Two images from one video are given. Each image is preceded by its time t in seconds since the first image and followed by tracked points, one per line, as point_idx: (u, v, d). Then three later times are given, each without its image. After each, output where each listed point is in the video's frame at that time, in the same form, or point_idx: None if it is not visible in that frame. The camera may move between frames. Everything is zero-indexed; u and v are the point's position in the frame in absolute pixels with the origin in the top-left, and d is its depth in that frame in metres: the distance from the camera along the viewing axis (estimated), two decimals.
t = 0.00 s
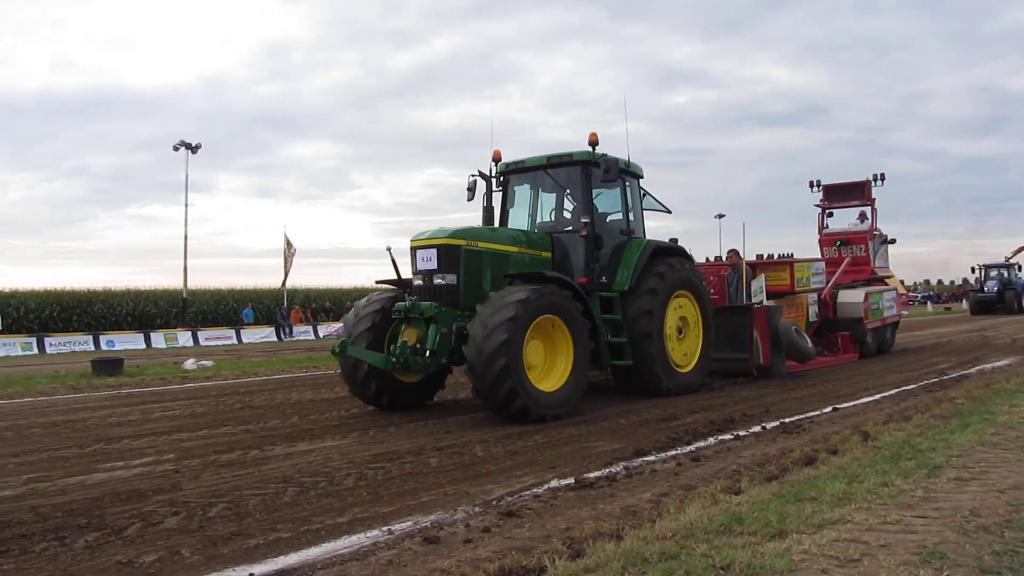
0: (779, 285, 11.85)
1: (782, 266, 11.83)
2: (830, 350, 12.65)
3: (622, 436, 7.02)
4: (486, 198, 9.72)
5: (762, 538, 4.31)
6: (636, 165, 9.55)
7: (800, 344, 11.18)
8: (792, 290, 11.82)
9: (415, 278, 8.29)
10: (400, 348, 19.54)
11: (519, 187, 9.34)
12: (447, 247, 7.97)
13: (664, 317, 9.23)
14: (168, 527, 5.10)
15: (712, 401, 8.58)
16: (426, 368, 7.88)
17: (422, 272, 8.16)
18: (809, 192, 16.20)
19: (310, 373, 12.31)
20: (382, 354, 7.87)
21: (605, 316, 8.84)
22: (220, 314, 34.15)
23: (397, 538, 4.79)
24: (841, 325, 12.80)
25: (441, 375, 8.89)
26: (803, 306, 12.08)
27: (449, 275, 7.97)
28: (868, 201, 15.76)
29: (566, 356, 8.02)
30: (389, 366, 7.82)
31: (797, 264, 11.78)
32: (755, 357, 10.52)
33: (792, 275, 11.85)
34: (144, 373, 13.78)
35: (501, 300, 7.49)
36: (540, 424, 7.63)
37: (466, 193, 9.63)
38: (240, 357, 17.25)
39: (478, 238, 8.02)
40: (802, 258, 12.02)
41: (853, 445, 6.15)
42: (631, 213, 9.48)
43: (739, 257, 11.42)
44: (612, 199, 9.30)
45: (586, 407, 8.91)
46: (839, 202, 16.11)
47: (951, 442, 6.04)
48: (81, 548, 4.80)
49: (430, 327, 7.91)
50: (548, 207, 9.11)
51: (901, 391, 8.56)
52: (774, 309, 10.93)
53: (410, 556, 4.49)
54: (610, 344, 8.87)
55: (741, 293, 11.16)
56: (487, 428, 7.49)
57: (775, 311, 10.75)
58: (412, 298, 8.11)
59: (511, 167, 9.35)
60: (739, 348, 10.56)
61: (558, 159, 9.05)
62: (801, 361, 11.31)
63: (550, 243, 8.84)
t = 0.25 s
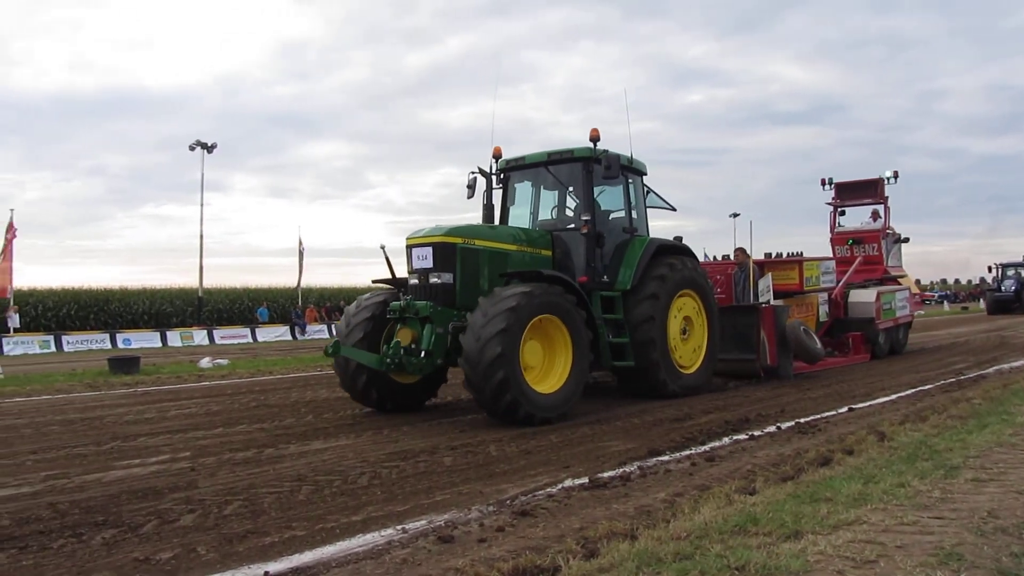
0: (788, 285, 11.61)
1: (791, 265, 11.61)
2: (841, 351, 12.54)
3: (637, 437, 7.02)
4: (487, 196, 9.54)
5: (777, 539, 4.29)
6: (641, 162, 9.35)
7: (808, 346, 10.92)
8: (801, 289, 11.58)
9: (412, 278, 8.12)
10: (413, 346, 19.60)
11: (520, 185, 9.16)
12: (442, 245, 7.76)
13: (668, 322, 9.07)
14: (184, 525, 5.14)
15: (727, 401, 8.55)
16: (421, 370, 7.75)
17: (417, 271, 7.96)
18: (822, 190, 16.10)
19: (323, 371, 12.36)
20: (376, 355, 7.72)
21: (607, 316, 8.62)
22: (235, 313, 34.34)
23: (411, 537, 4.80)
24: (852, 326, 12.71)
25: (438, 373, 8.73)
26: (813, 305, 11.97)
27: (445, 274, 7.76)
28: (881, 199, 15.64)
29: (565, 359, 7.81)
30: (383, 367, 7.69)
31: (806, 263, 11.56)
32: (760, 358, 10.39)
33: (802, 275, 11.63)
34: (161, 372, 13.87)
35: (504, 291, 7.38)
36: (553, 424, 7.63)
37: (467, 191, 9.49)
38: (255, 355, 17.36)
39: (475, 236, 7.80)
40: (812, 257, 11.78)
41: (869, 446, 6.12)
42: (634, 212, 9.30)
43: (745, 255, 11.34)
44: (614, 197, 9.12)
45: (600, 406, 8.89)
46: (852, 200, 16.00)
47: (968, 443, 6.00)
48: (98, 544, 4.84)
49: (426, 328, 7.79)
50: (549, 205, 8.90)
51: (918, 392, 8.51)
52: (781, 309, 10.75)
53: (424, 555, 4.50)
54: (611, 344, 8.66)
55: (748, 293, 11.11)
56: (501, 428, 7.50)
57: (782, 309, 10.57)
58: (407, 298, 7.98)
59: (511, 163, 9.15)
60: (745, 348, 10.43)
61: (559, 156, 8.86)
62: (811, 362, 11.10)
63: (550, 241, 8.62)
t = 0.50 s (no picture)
0: (796, 284, 11.60)
1: (799, 263, 11.57)
2: (851, 352, 12.42)
3: (651, 437, 7.01)
4: (487, 194, 9.42)
5: (793, 540, 4.27)
6: (642, 159, 9.19)
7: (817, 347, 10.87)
8: (810, 288, 11.54)
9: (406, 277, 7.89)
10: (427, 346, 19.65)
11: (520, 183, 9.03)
12: (437, 245, 7.56)
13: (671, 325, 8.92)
14: (200, 524, 5.17)
15: (741, 401, 8.51)
16: (415, 372, 7.53)
17: (412, 271, 7.76)
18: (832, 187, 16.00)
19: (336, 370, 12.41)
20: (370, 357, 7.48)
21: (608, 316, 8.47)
22: (250, 313, 34.49)
23: (426, 538, 4.81)
24: (863, 325, 12.62)
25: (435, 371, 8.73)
26: (822, 304, 11.89)
27: (440, 274, 7.56)
28: (892, 197, 15.54)
29: (564, 360, 7.68)
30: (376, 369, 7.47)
31: (814, 262, 11.50)
32: (767, 359, 10.28)
33: (810, 273, 11.57)
34: (176, 372, 13.95)
35: (510, 286, 7.36)
36: (567, 424, 7.62)
37: (466, 190, 9.38)
38: (270, 355, 17.45)
39: (471, 235, 7.62)
40: (821, 255, 11.70)
41: (885, 446, 6.09)
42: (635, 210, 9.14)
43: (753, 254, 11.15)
44: (615, 194, 8.97)
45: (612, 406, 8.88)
46: (863, 198, 15.90)
47: (984, 443, 5.95)
48: (116, 544, 4.87)
49: (420, 329, 7.57)
50: (549, 203, 8.76)
51: (934, 391, 8.46)
52: (788, 309, 10.62)
53: (439, 555, 4.51)
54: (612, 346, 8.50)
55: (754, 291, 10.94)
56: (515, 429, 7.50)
57: (790, 309, 10.50)
58: (402, 298, 7.76)
59: (510, 161, 9.01)
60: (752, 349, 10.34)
61: (558, 153, 8.71)
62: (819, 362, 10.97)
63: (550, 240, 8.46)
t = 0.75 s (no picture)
0: (805, 285, 11.45)
1: (808, 264, 11.42)
2: (862, 353, 12.36)
3: (665, 438, 6.99)
4: (487, 193, 9.32)
5: (808, 542, 4.25)
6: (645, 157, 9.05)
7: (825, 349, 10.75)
8: (818, 289, 11.39)
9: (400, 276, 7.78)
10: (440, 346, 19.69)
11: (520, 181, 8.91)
12: (431, 244, 7.46)
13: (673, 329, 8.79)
14: (215, 523, 5.20)
15: (756, 402, 8.48)
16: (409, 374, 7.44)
17: (406, 271, 7.67)
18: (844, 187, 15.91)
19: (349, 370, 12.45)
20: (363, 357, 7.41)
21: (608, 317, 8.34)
22: (264, 313, 34.65)
23: (440, 538, 4.82)
24: (875, 327, 12.52)
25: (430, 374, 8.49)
26: (832, 305, 11.80)
27: (434, 274, 7.47)
28: (905, 196, 15.45)
29: (561, 365, 7.58)
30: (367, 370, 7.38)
31: (823, 262, 11.36)
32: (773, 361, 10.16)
33: (819, 274, 11.43)
34: (191, 371, 14.04)
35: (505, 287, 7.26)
36: (580, 425, 7.61)
37: (466, 188, 9.31)
38: (285, 355, 17.53)
39: (466, 234, 7.51)
40: (829, 255, 11.56)
41: (901, 448, 6.05)
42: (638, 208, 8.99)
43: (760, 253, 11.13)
44: (617, 193, 8.83)
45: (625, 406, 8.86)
46: (875, 197, 15.80)
47: (1002, 445, 5.91)
48: (132, 542, 4.91)
49: (414, 331, 7.46)
50: (549, 201, 8.63)
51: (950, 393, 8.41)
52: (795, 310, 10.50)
53: (453, 555, 4.51)
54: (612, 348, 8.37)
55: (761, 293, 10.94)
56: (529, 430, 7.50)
57: (797, 309, 10.35)
58: (396, 298, 7.66)
59: (509, 159, 8.90)
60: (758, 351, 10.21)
61: (558, 150, 8.57)
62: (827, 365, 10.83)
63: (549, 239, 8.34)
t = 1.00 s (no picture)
0: (812, 283, 11.22)
1: (816, 262, 11.24)
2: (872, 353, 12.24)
3: (680, 437, 6.97)
4: (486, 191, 9.25)
5: (825, 542, 4.23)
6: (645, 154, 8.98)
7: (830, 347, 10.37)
8: (827, 287, 11.16)
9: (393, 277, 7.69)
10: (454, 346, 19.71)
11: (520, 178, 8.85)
12: (425, 242, 7.35)
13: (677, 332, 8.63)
14: (232, 523, 5.22)
15: (771, 401, 8.45)
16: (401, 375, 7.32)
17: (399, 270, 7.56)
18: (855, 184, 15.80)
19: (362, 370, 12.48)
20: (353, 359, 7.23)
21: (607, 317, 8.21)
22: (279, 314, 34.79)
23: (455, 537, 4.82)
24: (885, 326, 12.41)
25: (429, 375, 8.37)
26: (840, 304, 11.62)
27: (428, 274, 7.36)
28: (917, 192, 15.35)
29: (558, 367, 7.43)
30: (360, 373, 7.19)
31: (831, 261, 11.18)
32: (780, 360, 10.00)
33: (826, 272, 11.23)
34: (207, 372, 14.11)
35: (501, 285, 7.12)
36: (595, 425, 7.61)
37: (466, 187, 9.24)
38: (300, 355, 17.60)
39: (460, 233, 7.42)
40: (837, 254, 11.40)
41: (918, 448, 6.01)
42: (638, 206, 8.92)
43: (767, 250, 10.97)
44: (617, 190, 8.76)
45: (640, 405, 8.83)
46: (887, 193, 15.67)
47: (1019, 445, 5.86)
48: (149, 541, 4.94)
49: (407, 330, 7.39)
50: (548, 199, 8.56)
51: (968, 392, 8.35)
52: (802, 308, 10.33)
53: (468, 555, 4.52)
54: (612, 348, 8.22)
55: (767, 291, 10.82)
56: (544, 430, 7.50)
57: (803, 309, 10.29)
58: (388, 299, 7.61)
59: (508, 156, 8.85)
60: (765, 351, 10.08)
61: (556, 147, 8.49)
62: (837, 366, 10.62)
63: (548, 238, 8.26)
